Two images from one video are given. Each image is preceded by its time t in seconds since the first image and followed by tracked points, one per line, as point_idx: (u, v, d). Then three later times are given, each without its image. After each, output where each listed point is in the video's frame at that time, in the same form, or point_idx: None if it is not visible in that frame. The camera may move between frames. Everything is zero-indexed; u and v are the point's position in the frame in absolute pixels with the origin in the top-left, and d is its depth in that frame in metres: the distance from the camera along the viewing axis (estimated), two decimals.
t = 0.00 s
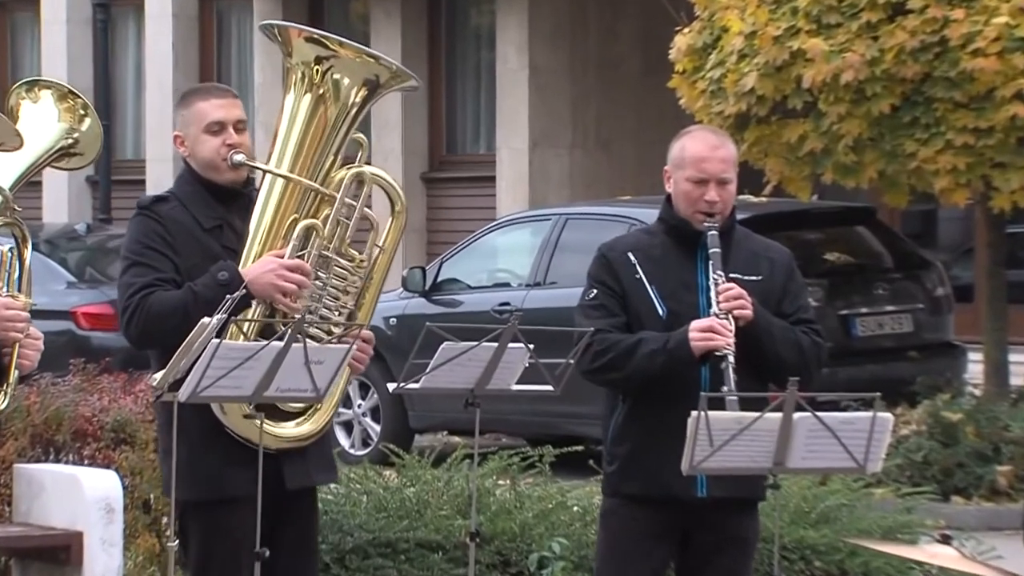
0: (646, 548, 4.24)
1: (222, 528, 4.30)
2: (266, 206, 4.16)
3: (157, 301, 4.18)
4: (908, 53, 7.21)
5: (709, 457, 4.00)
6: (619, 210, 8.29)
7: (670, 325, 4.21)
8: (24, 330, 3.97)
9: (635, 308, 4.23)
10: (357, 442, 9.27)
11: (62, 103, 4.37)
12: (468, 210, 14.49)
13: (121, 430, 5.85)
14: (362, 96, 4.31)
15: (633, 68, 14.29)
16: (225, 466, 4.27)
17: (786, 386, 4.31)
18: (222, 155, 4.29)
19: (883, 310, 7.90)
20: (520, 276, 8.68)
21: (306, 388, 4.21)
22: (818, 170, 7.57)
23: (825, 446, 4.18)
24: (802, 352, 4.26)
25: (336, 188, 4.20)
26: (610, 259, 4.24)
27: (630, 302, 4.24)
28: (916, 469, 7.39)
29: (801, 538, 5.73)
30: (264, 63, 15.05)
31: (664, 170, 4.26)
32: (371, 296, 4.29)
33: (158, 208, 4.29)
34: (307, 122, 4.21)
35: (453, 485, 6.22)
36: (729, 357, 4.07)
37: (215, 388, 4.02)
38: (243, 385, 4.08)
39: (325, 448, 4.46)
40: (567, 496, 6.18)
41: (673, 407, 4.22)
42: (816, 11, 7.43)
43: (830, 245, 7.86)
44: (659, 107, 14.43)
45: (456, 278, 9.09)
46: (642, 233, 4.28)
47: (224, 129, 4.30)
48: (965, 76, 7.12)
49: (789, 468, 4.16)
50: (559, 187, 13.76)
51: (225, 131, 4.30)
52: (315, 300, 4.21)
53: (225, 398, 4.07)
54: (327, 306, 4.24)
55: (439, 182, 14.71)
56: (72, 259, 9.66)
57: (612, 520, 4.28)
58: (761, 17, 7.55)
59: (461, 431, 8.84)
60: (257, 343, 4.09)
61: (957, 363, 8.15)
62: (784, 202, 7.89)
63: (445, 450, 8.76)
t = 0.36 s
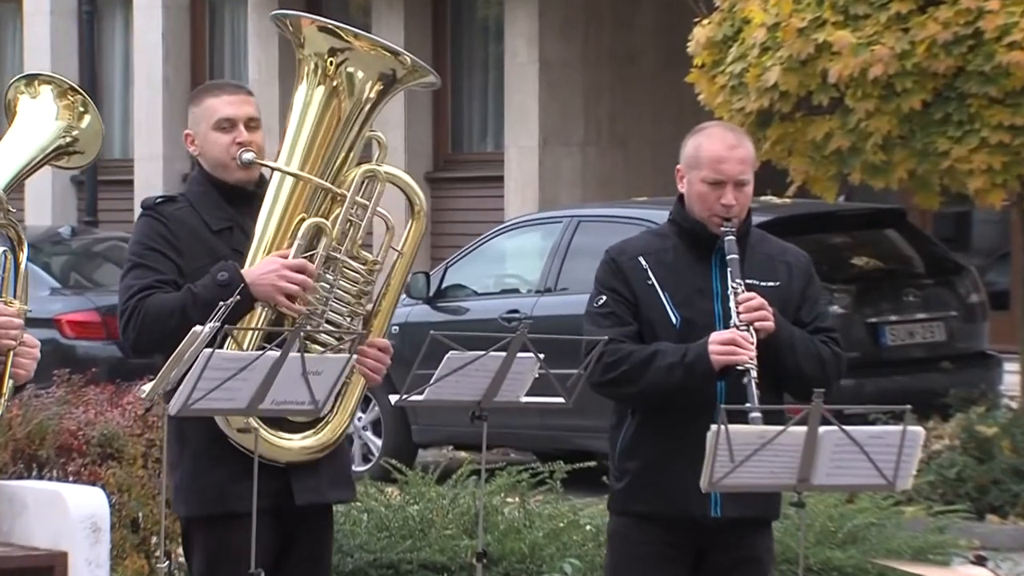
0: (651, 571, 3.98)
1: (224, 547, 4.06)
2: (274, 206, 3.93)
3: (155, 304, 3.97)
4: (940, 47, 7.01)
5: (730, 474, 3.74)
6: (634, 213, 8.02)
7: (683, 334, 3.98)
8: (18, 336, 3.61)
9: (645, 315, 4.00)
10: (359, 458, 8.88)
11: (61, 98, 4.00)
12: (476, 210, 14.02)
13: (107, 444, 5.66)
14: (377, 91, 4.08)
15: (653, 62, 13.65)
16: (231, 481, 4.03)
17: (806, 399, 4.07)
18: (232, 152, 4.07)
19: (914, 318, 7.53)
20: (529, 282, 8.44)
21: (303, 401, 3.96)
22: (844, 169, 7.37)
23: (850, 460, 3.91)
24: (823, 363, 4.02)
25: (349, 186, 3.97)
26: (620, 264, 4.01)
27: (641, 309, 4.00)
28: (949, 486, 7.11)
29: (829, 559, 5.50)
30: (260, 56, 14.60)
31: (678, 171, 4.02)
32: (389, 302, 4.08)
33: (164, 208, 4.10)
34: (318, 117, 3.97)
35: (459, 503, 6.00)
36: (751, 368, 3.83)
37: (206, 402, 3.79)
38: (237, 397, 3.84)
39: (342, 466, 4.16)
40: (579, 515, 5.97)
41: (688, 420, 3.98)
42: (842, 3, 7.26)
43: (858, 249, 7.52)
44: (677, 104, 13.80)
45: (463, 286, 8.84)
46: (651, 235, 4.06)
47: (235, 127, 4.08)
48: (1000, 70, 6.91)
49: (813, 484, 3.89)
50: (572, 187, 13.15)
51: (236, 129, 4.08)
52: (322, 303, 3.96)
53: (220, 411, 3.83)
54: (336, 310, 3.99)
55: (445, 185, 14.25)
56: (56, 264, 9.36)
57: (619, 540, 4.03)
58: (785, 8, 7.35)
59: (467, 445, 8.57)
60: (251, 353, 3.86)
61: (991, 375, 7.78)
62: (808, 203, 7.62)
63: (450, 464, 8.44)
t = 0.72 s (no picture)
0: None
1: (228, 559, 3.94)
2: (280, 208, 3.81)
3: (152, 309, 3.86)
4: (958, 44, 6.93)
5: (742, 484, 3.60)
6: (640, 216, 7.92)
7: (684, 338, 3.85)
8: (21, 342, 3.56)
9: (645, 320, 3.87)
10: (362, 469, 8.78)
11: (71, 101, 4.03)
12: (478, 213, 13.90)
13: (100, 454, 5.56)
14: (385, 94, 3.93)
15: (661, 59, 13.54)
16: (235, 490, 3.91)
17: (813, 406, 3.94)
18: (241, 153, 3.95)
19: (931, 324, 7.40)
20: (535, 286, 8.31)
21: (301, 408, 3.82)
22: (858, 170, 7.27)
23: (866, 471, 3.75)
24: (828, 368, 3.90)
25: (356, 188, 3.85)
26: (617, 269, 3.88)
27: (640, 315, 3.88)
28: (967, 497, 7.05)
29: (842, 571, 5.52)
30: (258, 55, 14.49)
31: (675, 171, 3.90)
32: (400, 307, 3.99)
33: (171, 209, 3.99)
34: (327, 118, 3.85)
35: (462, 514, 5.87)
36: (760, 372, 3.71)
37: (202, 409, 3.67)
38: (234, 405, 3.71)
39: (353, 477, 4.02)
40: (586, 526, 5.85)
41: (691, 426, 3.83)
42: None
43: (873, 252, 7.38)
44: (684, 104, 13.70)
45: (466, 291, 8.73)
46: (649, 238, 3.94)
47: (245, 127, 3.96)
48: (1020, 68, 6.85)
49: (829, 495, 3.74)
50: (579, 188, 13.03)
51: (247, 129, 3.96)
52: (324, 307, 3.84)
53: (217, 419, 3.71)
54: (338, 314, 3.86)
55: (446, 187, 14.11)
56: (48, 268, 9.24)
57: (622, 555, 3.87)
58: (797, 5, 7.24)
59: (471, 454, 8.45)
60: (249, 359, 3.75)
61: (1010, 382, 7.67)
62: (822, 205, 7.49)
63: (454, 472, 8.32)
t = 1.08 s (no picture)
0: None
1: (231, 558, 3.95)
2: (286, 212, 3.81)
3: (158, 309, 3.86)
4: (959, 45, 6.93)
5: (742, 485, 3.59)
6: (640, 216, 7.93)
7: (677, 339, 3.85)
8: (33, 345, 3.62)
9: (640, 322, 3.86)
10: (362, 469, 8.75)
11: (91, 106, 4.03)
12: (479, 213, 13.90)
13: (101, 455, 5.55)
14: (393, 103, 3.93)
15: (662, 60, 13.53)
16: (237, 491, 3.91)
17: (805, 405, 3.95)
18: (250, 154, 3.95)
19: (932, 324, 7.39)
20: (536, 287, 8.31)
21: (303, 408, 3.82)
22: (859, 171, 7.27)
23: (867, 473, 3.75)
24: (820, 366, 3.90)
25: (364, 194, 3.84)
26: (606, 270, 3.88)
27: (633, 317, 3.87)
28: (969, 498, 7.07)
29: (844, 572, 5.51)
30: (258, 55, 14.51)
31: (662, 172, 3.90)
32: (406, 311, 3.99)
33: (181, 209, 3.99)
34: (335, 122, 3.86)
35: (463, 515, 5.87)
36: (757, 371, 3.70)
37: (203, 410, 3.67)
38: (235, 406, 3.71)
39: (358, 477, 4.02)
40: (587, 527, 5.84)
41: (687, 427, 3.82)
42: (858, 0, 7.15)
43: (874, 253, 7.37)
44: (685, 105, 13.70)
45: (466, 289, 8.74)
46: (637, 238, 3.94)
47: (257, 127, 3.95)
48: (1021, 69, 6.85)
49: (830, 496, 3.74)
50: (580, 189, 13.03)
51: (257, 130, 3.94)
52: (328, 308, 3.83)
53: (218, 420, 3.71)
54: (343, 317, 3.86)
55: (446, 187, 14.12)
56: (49, 269, 9.23)
57: (617, 556, 3.85)
58: (799, 5, 7.23)
59: (472, 454, 8.44)
60: (251, 360, 3.74)
61: (1011, 382, 7.66)
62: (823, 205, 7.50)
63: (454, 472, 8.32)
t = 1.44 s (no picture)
0: None
1: (232, 558, 3.94)
2: (292, 215, 3.81)
3: (163, 310, 3.86)
4: (961, 46, 6.92)
5: (745, 485, 3.59)
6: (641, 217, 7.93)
7: (672, 339, 3.85)
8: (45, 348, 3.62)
9: (633, 324, 3.86)
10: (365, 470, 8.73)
11: (107, 112, 4.02)
12: (481, 214, 13.90)
13: (104, 455, 5.57)
14: (397, 105, 3.94)
15: (664, 60, 13.53)
16: (239, 493, 3.91)
17: (800, 405, 3.95)
18: (253, 154, 3.95)
19: (934, 325, 7.40)
20: (538, 288, 8.32)
21: (305, 409, 3.83)
22: (861, 171, 7.28)
23: (870, 473, 3.74)
24: (815, 365, 3.90)
25: (370, 197, 3.85)
26: (599, 272, 3.87)
27: (626, 320, 3.87)
28: (971, 498, 7.07)
29: (846, 573, 5.51)
30: (261, 56, 14.52)
31: (654, 172, 3.90)
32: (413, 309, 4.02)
33: (184, 209, 3.99)
34: (341, 125, 3.86)
35: (465, 515, 5.88)
36: (754, 368, 3.70)
37: (206, 410, 3.67)
38: (237, 406, 3.71)
39: (358, 478, 4.02)
40: (590, 527, 5.84)
41: (685, 428, 3.81)
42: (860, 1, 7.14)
43: (876, 253, 7.37)
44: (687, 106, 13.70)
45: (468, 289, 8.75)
46: (628, 241, 3.93)
47: (259, 128, 3.95)
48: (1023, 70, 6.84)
49: (832, 496, 3.73)
50: (581, 190, 13.03)
51: (261, 131, 3.95)
52: (334, 312, 3.83)
53: (220, 420, 3.70)
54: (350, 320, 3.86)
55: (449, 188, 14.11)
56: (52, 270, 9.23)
57: (616, 560, 3.85)
58: (801, 6, 7.23)
59: (474, 455, 8.44)
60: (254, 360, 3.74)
61: (1013, 383, 7.65)
62: (825, 206, 7.52)
63: (457, 473, 8.32)
